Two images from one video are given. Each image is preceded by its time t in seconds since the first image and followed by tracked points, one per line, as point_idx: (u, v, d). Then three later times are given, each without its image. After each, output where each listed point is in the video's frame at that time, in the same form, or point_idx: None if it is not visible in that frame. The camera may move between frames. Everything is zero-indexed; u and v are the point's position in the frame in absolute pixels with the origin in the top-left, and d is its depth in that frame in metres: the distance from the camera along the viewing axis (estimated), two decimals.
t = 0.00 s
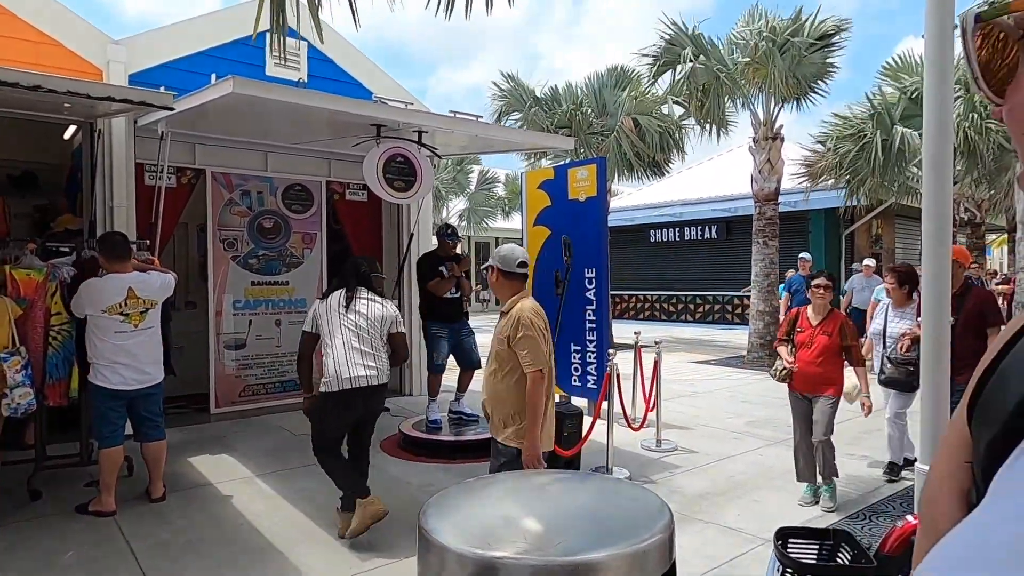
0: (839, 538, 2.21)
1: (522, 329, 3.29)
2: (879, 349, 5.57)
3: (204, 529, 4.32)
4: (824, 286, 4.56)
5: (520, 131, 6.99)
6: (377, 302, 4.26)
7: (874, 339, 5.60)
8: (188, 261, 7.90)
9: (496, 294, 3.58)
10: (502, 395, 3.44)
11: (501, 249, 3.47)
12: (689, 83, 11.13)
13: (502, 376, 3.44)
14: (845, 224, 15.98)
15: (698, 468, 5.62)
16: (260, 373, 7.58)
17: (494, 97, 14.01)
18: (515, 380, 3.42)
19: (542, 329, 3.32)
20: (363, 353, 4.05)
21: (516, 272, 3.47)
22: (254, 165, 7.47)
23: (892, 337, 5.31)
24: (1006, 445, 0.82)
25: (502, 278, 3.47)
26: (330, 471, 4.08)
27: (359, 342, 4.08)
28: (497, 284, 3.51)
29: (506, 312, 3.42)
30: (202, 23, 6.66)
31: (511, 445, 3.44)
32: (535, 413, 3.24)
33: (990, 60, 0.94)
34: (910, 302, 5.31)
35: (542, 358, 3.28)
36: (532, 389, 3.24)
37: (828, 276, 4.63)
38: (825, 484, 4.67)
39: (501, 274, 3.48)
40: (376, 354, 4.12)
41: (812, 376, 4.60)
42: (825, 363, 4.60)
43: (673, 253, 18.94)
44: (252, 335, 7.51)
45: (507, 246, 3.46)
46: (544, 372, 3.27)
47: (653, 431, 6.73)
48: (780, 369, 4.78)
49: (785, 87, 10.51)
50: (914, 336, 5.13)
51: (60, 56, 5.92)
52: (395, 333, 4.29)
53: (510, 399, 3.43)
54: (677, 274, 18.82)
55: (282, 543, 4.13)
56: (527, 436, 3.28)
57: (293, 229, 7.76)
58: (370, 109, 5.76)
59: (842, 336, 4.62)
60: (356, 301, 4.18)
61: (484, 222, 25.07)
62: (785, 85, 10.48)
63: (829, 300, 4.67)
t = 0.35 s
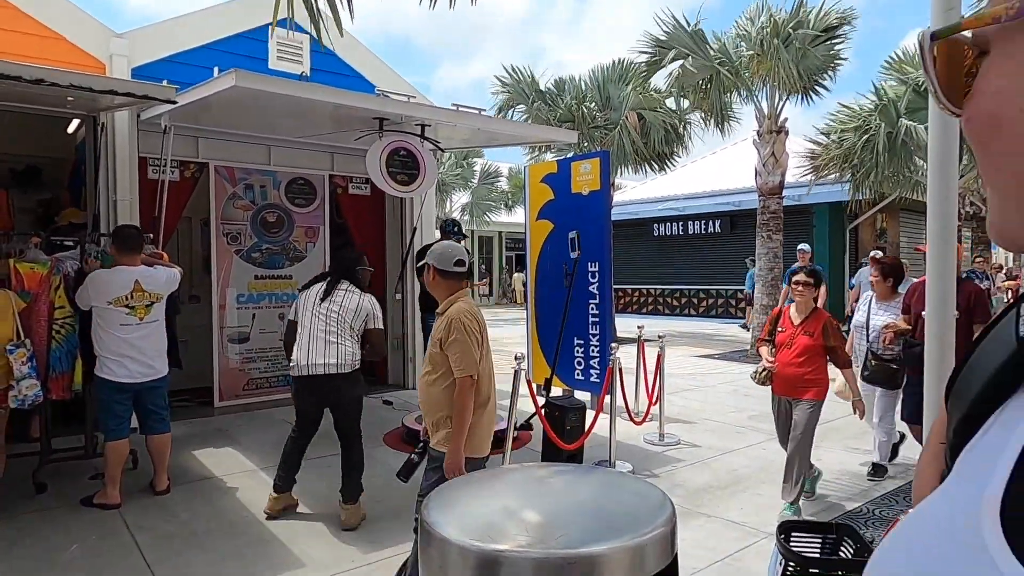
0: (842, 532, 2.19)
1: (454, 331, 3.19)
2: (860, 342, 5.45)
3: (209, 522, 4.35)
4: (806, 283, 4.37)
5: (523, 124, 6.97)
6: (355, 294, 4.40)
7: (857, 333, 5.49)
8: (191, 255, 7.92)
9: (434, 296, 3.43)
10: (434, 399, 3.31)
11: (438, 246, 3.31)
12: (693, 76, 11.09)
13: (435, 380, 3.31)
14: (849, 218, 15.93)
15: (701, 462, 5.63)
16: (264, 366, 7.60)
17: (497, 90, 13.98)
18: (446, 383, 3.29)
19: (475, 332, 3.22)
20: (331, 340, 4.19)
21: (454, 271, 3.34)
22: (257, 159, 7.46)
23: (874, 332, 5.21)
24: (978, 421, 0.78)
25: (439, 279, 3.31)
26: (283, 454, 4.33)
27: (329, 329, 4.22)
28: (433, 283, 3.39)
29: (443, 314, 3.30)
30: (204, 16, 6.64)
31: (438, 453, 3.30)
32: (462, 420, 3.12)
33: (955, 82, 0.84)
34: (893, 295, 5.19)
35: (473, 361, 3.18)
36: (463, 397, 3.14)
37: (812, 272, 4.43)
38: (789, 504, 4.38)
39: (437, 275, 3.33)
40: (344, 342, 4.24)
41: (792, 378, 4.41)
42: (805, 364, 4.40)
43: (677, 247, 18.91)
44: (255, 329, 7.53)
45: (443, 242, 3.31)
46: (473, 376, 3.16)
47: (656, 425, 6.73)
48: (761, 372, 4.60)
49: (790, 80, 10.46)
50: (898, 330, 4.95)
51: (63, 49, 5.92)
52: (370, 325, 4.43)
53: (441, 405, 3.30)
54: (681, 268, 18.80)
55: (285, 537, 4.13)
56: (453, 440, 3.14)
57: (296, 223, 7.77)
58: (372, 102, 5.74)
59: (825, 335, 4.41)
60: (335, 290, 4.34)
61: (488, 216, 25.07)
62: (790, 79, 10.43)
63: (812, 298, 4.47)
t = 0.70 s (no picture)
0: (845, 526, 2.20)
1: (381, 322, 3.01)
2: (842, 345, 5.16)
3: (214, 516, 4.37)
4: (782, 279, 4.14)
5: (525, 120, 6.95)
6: (317, 290, 4.17)
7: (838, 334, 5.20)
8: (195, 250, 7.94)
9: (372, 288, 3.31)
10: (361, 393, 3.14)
11: (370, 236, 3.19)
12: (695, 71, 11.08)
13: (365, 373, 3.14)
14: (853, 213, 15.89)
15: (703, 457, 5.64)
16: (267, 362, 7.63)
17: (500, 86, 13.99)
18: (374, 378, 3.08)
19: (404, 324, 3.02)
20: (271, 331, 4.19)
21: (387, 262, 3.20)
22: (260, 155, 7.47)
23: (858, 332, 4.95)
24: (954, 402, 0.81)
25: (371, 268, 3.19)
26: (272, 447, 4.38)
27: (276, 319, 4.22)
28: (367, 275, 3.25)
29: (373, 305, 3.14)
30: (206, 12, 6.64)
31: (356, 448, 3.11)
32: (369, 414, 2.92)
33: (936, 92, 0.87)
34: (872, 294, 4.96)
35: (400, 354, 2.96)
36: (379, 389, 2.93)
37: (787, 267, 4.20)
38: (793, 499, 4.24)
39: (370, 264, 3.20)
40: (287, 334, 4.16)
41: (777, 380, 4.19)
42: (788, 364, 4.20)
43: (680, 243, 18.88)
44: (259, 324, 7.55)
45: (375, 231, 3.20)
46: (398, 370, 2.94)
47: (659, 420, 6.74)
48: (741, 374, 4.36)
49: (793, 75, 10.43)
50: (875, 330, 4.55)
51: (65, 46, 5.93)
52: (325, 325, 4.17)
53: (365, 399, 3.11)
54: (684, 264, 18.78)
55: (290, 531, 4.15)
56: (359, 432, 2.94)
57: (299, 219, 7.78)
58: (374, 98, 5.74)
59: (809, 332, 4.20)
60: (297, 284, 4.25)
61: (490, 212, 25.08)
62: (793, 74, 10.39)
63: (792, 294, 4.24)
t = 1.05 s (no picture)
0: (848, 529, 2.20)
1: (307, 328, 2.96)
2: (816, 351, 5.07)
3: (217, 514, 4.39)
4: (749, 284, 3.92)
5: (530, 122, 6.97)
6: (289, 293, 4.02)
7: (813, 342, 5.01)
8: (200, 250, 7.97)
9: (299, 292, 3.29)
10: (291, 403, 3.09)
11: (300, 240, 3.22)
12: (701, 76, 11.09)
13: (293, 381, 3.10)
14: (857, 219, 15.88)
15: (706, 461, 5.64)
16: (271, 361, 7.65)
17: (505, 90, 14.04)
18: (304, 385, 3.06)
19: (333, 329, 2.99)
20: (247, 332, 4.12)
21: (315, 266, 3.19)
22: (265, 155, 7.49)
23: (831, 338, 4.81)
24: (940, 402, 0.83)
25: (301, 270, 3.19)
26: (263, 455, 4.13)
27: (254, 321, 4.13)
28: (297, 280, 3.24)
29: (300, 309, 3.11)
30: (214, 13, 6.67)
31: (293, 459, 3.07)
32: (310, 421, 2.89)
33: (927, 103, 0.88)
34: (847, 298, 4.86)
35: (328, 359, 2.93)
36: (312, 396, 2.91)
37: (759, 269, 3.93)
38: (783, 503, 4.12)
39: (301, 267, 3.20)
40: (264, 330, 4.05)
41: (747, 391, 3.94)
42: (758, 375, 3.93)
43: (683, 246, 18.89)
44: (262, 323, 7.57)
45: (304, 236, 3.22)
46: (327, 376, 2.92)
47: (662, 424, 6.74)
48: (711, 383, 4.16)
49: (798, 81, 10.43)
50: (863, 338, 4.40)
51: (74, 45, 5.97)
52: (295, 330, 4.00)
53: (294, 408, 3.08)
54: (687, 268, 18.79)
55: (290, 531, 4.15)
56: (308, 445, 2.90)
57: (304, 219, 7.80)
58: (381, 100, 5.76)
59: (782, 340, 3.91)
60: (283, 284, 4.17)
61: (495, 215, 25.13)
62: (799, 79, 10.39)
63: (765, 299, 3.95)
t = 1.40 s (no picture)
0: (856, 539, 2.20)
1: (245, 325, 2.89)
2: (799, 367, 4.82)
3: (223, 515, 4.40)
4: (728, 297, 3.71)
5: (538, 128, 7.00)
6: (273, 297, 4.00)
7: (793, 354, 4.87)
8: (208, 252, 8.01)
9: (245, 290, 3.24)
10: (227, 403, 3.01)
11: (245, 234, 3.18)
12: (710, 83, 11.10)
13: (231, 380, 3.02)
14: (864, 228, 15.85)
15: (711, 469, 5.63)
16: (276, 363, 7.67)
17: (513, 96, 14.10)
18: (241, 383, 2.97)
19: (273, 328, 2.92)
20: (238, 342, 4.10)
21: (258, 261, 3.15)
22: (275, 158, 7.54)
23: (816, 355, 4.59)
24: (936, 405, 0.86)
25: (245, 266, 3.15)
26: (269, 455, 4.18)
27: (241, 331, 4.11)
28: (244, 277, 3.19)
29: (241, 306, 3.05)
30: (226, 18, 6.73)
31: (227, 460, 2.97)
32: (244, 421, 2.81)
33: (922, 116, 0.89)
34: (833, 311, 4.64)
35: (266, 359, 2.86)
36: (246, 396, 2.82)
37: (738, 282, 3.76)
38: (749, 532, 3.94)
39: (247, 263, 3.16)
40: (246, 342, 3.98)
41: (728, 409, 3.76)
42: (738, 391, 3.75)
43: (690, 254, 18.88)
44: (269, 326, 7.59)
45: (248, 230, 3.17)
46: (264, 376, 2.83)
47: (667, 431, 6.73)
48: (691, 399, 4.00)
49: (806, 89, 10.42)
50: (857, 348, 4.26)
51: (88, 48, 6.04)
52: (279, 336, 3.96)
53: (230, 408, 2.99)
54: (693, 275, 18.76)
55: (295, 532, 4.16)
56: (236, 445, 2.80)
57: (312, 222, 7.83)
58: (391, 104, 5.80)
59: (764, 355, 3.73)
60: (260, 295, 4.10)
61: (501, 220, 25.15)
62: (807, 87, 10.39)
63: (745, 312, 3.77)
